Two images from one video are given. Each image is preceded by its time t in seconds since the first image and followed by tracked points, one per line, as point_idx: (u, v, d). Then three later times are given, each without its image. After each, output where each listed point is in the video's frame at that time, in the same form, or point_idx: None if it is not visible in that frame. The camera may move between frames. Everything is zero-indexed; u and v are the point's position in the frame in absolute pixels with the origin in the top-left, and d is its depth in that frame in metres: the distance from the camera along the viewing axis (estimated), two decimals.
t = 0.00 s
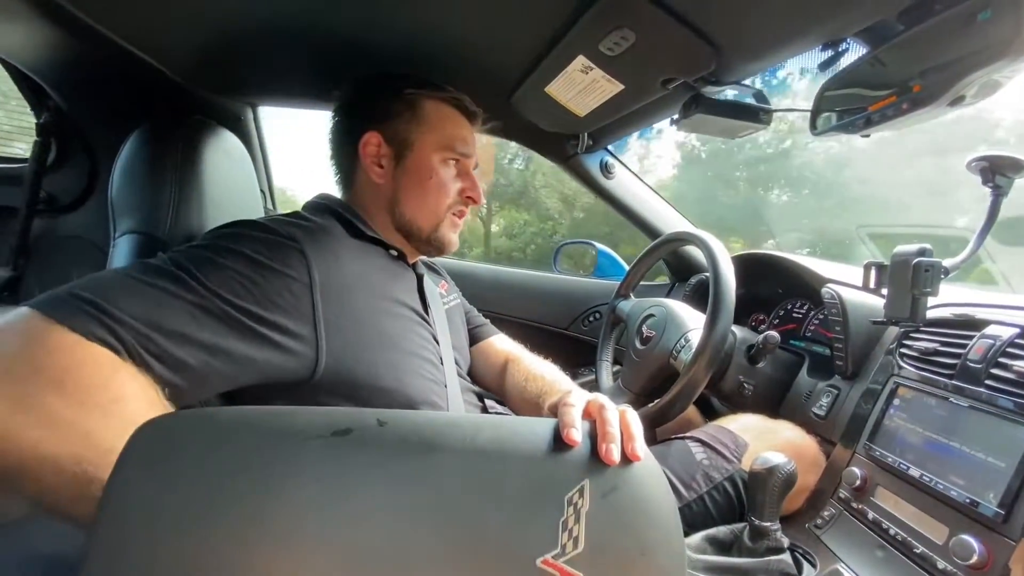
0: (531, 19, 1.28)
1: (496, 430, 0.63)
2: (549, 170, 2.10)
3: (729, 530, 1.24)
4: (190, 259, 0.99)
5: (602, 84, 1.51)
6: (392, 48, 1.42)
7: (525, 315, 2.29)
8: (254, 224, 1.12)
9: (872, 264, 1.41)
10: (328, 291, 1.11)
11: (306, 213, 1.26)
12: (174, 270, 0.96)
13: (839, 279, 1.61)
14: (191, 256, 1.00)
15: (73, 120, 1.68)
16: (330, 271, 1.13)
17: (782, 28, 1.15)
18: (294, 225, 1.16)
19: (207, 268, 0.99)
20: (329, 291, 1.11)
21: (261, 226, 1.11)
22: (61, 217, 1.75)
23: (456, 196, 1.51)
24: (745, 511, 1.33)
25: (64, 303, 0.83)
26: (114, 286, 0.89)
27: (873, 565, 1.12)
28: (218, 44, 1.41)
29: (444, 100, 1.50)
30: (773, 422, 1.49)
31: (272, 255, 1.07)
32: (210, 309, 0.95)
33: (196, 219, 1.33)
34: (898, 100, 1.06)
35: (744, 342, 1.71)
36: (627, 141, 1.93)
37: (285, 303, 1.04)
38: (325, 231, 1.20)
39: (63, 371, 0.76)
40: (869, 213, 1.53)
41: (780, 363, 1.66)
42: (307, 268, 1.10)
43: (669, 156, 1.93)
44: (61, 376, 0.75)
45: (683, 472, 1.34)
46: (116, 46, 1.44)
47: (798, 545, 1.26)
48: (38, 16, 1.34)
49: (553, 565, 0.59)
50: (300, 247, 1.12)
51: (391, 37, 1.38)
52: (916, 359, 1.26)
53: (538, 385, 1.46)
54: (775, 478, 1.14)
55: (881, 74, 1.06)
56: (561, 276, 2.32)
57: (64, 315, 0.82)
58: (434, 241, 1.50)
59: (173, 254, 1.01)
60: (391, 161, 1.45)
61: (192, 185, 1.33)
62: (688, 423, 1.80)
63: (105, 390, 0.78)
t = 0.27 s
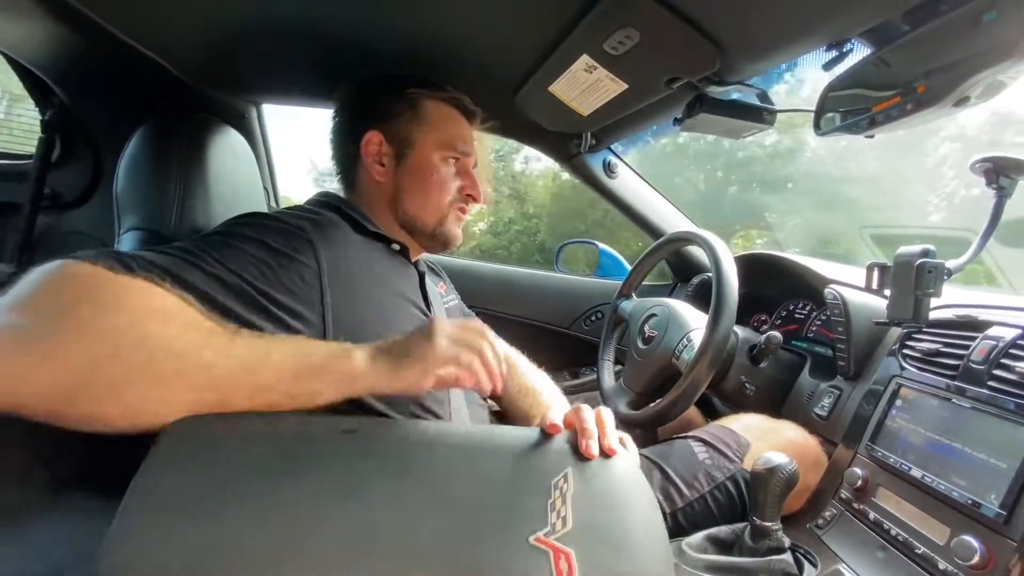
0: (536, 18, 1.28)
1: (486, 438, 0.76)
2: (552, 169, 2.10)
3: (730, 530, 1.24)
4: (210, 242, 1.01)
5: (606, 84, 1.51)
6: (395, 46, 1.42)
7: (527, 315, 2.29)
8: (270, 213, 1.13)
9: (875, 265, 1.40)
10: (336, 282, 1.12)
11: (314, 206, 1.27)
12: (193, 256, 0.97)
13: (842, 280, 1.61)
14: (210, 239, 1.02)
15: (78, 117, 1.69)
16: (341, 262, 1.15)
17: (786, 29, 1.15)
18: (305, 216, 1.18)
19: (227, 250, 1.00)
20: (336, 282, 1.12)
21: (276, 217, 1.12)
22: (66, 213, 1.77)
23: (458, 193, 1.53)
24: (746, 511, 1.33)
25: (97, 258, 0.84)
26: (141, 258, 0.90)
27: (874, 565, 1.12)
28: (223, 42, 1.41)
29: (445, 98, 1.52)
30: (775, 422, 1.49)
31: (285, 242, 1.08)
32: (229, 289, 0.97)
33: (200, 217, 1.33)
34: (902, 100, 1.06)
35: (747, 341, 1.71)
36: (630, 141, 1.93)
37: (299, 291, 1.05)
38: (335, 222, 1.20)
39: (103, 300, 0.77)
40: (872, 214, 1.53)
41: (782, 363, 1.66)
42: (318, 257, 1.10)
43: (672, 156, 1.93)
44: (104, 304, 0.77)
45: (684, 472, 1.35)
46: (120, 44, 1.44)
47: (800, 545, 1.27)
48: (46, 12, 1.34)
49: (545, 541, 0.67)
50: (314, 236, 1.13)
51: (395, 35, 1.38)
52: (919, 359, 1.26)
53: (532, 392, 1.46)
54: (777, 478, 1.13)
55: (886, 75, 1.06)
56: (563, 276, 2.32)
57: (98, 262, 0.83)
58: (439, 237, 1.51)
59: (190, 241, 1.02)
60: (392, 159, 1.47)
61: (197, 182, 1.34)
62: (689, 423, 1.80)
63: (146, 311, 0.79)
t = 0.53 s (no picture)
0: (539, 18, 1.28)
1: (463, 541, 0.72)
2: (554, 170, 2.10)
3: (731, 531, 1.24)
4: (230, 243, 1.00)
5: (609, 84, 1.51)
6: (398, 46, 1.42)
7: (528, 315, 2.29)
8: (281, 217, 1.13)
9: (878, 267, 1.40)
10: (351, 288, 1.11)
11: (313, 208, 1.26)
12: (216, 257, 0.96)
13: (844, 281, 1.61)
14: (229, 241, 1.01)
15: (83, 115, 1.70)
16: (355, 264, 1.15)
17: (790, 30, 1.15)
18: (318, 218, 1.18)
19: (247, 250, 1.00)
20: (352, 288, 1.11)
21: (287, 220, 1.12)
22: (70, 210, 1.78)
23: (461, 192, 1.53)
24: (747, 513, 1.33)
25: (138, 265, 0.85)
26: (171, 262, 0.90)
27: (875, 567, 1.12)
28: (226, 41, 1.41)
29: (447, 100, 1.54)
30: (777, 424, 1.48)
31: (300, 244, 1.08)
32: (253, 286, 0.95)
33: (204, 215, 1.33)
34: (906, 102, 1.06)
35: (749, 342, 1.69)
36: (632, 141, 1.93)
37: (317, 291, 1.04)
38: (343, 223, 1.21)
39: (145, 322, 0.79)
40: (875, 215, 1.52)
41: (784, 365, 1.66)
42: (332, 257, 1.11)
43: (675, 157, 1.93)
44: (146, 326, 0.78)
45: (685, 473, 1.35)
46: (125, 43, 1.45)
47: (801, 547, 1.27)
48: (51, 10, 1.34)
49: None
50: (327, 239, 1.13)
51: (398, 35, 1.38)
52: (921, 362, 1.26)
53: (524, 406, 1.54)
54: (778, 480, 1.13)
55: (889, 77, 1.06)
56: (564, 276, 2.32)
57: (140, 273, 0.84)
58: (444, 235, 1.53)
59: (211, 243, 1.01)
60: (397, 160, 1.48)
61: (201, 180, 1.34)
62: (691, 424, 1.80)
63: (183, 338, 0.80)
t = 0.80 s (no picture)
0: (543, 15, 1.27)
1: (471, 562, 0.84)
2: (557, 169, 2.10)
3: (734, 530, 1.23)
4: (227, 271, 0.95)
5: (613, 82, 1.51)
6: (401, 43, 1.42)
7: (530, 314, 2.28)
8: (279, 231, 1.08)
9: (882, 266, 1.40)
10: (355, 298, 1.07)
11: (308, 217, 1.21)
12: (212, 286, 0.92)
13: (848, 281, 1.60)
14: (226, 268, 0.96)
15: (88, 112, 1.71)
16: (355, 273, 1.10)
17: (796, 29, 1.15)
18: (315, 227, 1.13)
19: (245, 279, 0.95)
20: (355, 297, 1.07)
21: (286, 236, 1.06)
22: (74, 207, 1.78)
23: (462, 185, 1.53)
24: (750, 512, 1.32)
25: (140, 316, 0.84)
26: (167, 308, 0.86)
27: (878, 568, 1.11)
28: (231, 39, 1.41)
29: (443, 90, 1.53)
30: (780, 424, 1.48)
31: (298, 261, 1.02)
32: (253, 319, 0.91)
33: (207, 211, 1.33)
34: (913, 100, 1.06)
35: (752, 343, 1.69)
36: (636, 140, 1.92)
37: (319, 310, 1.00)
38: (343, 233, 1.16)
39: (150, 391, 0.79)
40: (879, 215, 1.52)
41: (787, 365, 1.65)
42: (333, 273, 1.06)
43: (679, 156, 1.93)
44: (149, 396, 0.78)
45: (688, 472, 1.34)
46: (130, 40, 1.45)
47: (804, 547, 1.26)
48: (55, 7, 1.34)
49: None
50: (328, 254, 1.07)
51: (402, 32, 1.38)
52: (926, 362, 1.25)
53: (524, 406, 1.54)
54: (782, 480, 1.13)
55: (896, 75, 1.05)
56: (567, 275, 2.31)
57: (141, 333, 0.81)
58: (447, 228, 1.53)
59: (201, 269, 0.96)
60: (399, 154, 1.44)
61: (204, 176, 1.34)
62: (693, 424, 1.79)
63: (187, 405, 0.80)
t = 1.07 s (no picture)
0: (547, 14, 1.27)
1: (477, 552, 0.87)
2: (560, 168, 2.10)
3: (736, 530, 1.23)
4: (246, 286, 0.93)
5: (616, 81, 1.50)
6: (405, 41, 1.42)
7: (532, 313, 2.28)
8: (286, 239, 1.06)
9: (886, 267, 1.39)
10: (364, 301, 1.07)
11: (307, 222, 1.19)
12: (226, 299, 0.90)
13: (852, 281, 1.60)
14: (243, 282, 0.94)
15: (92, 110, 1.71)
16: (362, 273, 1.10)
17: (800, 28, 1.15)
18: (320, 232, 1.13)
19: (265, 292, 0.93)
20: (365, 301, 1.07)
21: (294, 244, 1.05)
22: (78, 204, 1.79)
23: (461, 179, 1.51)
24: (752, 513, 1.32)
25: (171, 340, 0.82)
26: (195, 330, 0.84)
27: (880, 568, 1.11)
28: (235, 37, 1.41)
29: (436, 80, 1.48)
30: (783, 424, 1.47)
31: (310, 269, 1.01)
32: (278, 332, 0.90)
33: (210, 209, 1.34)
34: (917, 100, 1.05)
35: (754, 343, 1.69)
36: (640, 139, 1.92)
37: (332, 316, 0.99)
38: (349, 236, 1.16)
39: (186, 412, 0.78)
40: (884, 216, 1.52)
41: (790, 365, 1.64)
42: (345, 279, 1.05)
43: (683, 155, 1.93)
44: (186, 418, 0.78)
45: (689, 471, 1.34)
46: (134, 38, 1.45)
47: (806, 548, 1.26)
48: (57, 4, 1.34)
49: None
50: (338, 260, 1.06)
51: (405, 29, 1.37)
52: (929, 362, 1.25)
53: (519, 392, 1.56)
54: (784, 480, 1.13)
55: (900, 75, 1.05)
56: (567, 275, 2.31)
57: (175, 358, 0.80)
58: (447, 223, 1.52)
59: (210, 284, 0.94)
60: (395, 150, 1.42)
61: (207, 174, 1.34)
62: (695, 424, 1.79)
63: (227, 421, 0.80)
